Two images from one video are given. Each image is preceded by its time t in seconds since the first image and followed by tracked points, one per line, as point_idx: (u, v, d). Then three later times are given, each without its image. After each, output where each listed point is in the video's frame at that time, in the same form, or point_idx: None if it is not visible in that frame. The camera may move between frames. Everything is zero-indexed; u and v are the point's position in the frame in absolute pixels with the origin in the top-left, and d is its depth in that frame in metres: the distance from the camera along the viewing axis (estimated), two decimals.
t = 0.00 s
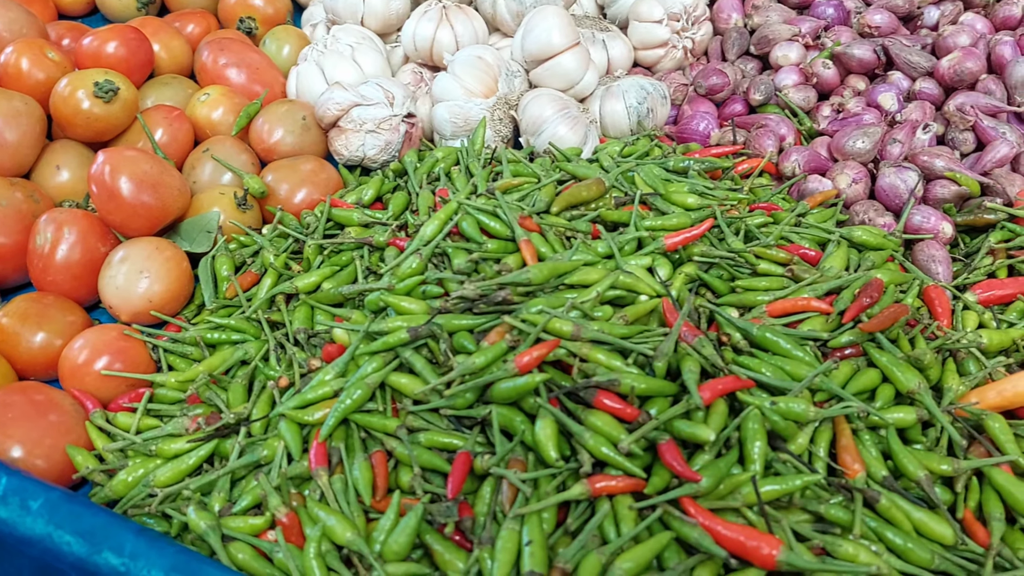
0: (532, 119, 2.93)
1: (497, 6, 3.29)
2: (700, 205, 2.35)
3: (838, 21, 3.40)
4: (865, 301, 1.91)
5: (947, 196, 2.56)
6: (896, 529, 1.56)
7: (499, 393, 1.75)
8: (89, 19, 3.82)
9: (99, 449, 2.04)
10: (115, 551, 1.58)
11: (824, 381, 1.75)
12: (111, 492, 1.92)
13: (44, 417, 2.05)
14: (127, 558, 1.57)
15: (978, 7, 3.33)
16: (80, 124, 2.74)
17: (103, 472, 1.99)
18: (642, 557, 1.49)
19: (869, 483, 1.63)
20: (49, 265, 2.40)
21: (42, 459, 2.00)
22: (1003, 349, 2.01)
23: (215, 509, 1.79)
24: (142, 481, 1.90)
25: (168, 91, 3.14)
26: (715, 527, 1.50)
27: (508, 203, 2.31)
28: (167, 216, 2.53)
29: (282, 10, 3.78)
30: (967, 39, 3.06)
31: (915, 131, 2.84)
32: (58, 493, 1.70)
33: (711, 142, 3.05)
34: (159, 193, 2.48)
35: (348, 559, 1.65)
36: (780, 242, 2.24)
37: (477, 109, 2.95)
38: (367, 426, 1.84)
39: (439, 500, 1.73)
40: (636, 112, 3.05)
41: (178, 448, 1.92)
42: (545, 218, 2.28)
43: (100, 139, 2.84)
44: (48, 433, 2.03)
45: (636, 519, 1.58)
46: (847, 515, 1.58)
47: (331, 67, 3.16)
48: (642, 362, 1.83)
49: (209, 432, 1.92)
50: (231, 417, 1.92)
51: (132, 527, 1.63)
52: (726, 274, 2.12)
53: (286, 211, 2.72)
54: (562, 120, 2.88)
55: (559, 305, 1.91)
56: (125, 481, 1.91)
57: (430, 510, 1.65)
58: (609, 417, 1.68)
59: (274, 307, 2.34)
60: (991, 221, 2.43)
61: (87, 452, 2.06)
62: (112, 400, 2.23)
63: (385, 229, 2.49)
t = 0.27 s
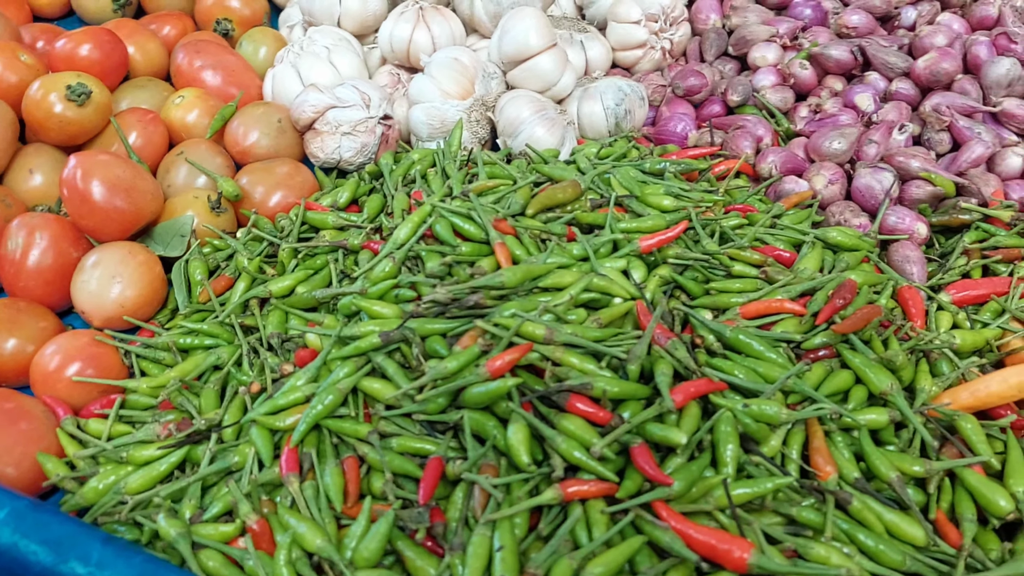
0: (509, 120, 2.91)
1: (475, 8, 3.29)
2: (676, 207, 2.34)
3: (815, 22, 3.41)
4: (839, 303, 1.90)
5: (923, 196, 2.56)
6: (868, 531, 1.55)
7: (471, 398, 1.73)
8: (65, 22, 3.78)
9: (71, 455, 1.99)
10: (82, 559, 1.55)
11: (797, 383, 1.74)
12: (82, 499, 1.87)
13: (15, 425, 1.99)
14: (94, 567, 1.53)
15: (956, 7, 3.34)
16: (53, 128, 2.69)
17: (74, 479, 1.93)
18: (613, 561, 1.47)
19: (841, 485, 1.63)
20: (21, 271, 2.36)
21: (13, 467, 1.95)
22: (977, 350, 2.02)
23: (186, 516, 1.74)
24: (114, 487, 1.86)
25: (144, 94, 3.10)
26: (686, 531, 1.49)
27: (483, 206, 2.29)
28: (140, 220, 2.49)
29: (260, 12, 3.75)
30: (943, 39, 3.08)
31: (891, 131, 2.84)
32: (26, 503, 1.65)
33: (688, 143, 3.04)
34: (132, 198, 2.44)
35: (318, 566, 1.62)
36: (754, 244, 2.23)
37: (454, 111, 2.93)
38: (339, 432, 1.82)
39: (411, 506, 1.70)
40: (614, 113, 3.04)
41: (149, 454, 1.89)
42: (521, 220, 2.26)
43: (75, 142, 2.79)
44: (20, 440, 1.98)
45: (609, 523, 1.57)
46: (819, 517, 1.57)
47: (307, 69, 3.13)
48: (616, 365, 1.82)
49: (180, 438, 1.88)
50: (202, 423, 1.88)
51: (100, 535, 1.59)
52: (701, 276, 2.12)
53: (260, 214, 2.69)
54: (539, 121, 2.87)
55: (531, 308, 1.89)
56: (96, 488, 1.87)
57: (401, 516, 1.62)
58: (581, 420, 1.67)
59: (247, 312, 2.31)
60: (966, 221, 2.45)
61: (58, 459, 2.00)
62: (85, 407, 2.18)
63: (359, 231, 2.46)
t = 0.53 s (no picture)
0: (507, 128, 2.92)
1: (471, 14, 3.28)
2: (676, 214, 2.35)
3: (811, 26, 3.42)
4: (841, 311, 1.95)
5: (922, 201, 2.61)
6: (876, 541, 1.62)
7: (478, 410, 1.74)
8: (60, 29, 3.76)
9: (77, 469, 1.99)
10: None
11: (803, 393, 1.78)
12: (89, 513, 1.87)
13: (21, 438, 1.99)
14: None
15: (950, 10, 3.39)
16: (53, 139, 2.68)
17: (81, 493, 1.94)
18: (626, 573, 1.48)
19: (849, 495, 1.69)
20: (23, 283, 2.34)
21: (19, 481, 1.94)
22: (979, 356, 2.09)
23: (194, 530, 1.74)
24: (121, 501, 1.86)
25: (142, 103, 3.09)
26: (697, 543, 1.53)
27: (485, 215, 2.30)
28: (141, 231, 2.49)
29: (255, 19, 3.74)
30: (938, 43, 3.10)
31: (889, 136, 2.88)
32: (35, 519, 1.64)
33: (685, 149, 3.04)
34: (134, 209, 2.44)
35: None
36: (755, 251, 2.26)
37: (452, 119, 2.92)
38: (347, 444, 1.82)
39: (421, 519, 1.71)
40: (611, 119, 3.05)
41: (157, 468, 1.89)
42: (523, 229, 2.26)
43: (75, 152, 2.78)
44: (24, 455, 1.97)
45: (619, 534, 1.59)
46: (828, 528, 1.62)
47: (305, 77, 3.13)
48: (621, 376, 1.84)
49: (188, 451, 1.88)
50: (209, 436, 1.89)
51: (111, 552, 1.59)
52: (703, 285, 2.13)
53: (261, 224, 2.69)
54: (538, 128, 2.87)
55: (536, 318, 1.90)
56: (104, 502, 1.87)
57: (410, 529, 1.64)
58: (588, 431, 1.68)
59: (250, 323, 2.31)
60: (966, 226, 2.51)
61: (65, 473, 2.00)
62: (90, 420, 2.17)
63: (360, 241, 2.44)
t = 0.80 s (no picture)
0: (516, 137, 2.91)
1: (478, 22, 3.29)
2: (686, 224, 2.36)
3: (816, 33, 3.43)
4: (855, 322, 1.96)
5: (931, 211, 2.62)
6: (893, 555, 1.62)
7: (494, 424, 1.73)
8: (64, 35, 3.75)
9: (89, 484, 1.99)
10: None
11: (818, 406, 1.80)
12: (102, 528, 1.86)
13: (31, 452, 1.99)
14: None
15: (954, 17, 3.41)
16: (60, 148, 2.68)
17: (93, 508, 1.93)
18: None
19: (865, 508, 1.70)
20: (33, 294, 2.34)
21: (31, 496, 1.94)
22: (991, 367, 2.10)
23: (209, 546, 1.74)
24: (134, 516, 1.86)
25: (149, 111, 3.08)
26: (714, 559, 1.53)
27: (496, 225, 2.30)
28: (151, 241, 2.48)
29: (260, 26, 3.73)
30: (944, 51, 3.11)
31: (897, 144, 2.90)
32: (51, 537, 1.64)
33: (693, 156, 3.05)
34: (143, 219, 2.44)
35: None
36: (767, 261, 2.26)
37: (460, 128, 2.93)
38: (361, 458, 1.82)
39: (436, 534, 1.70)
40: (619, 127, 3.04)
41: (169, 482, 1.88)
42: (534, 240, 2.26)
43: (83, 161, 2.77)
44: (36, 469, 1.97)
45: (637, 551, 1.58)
46: (845, 543, 1.63)
47: (312, 85, 3.13)
48: (636, 389, 1.83)
49: (201, 465, 1.87)
50: (222, 450, 1.88)
51: (128, 568, 1.58)
52: (715, 296, 2.14)
53: (270, 233, 2.68)
54: (546, 137, 2.87)
55: (551, 331, 1.90)
56: (117, 517, 1.86)
57: (427, 545, 1.64)
58: (604, 446, 1.68)
59: (260, 334, 2.30)
60: (974, 236, 2.50)
61: (77, 487, 1.99)
62: (101, 433, 2.16)
63: (371, 252, 2.46)
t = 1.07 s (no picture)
0: (520, 148, 2.89)
1: (480, 30, 3.25)
2: (694, 237, 2.35)
3: (821, 42, 3.41)
4: (865, 340, 1.95)
5: (937, 223, 2.60)
6: None
7: (502, 445, 1.71)
8: (61, 42, 3.71)
9: (92, 504, 1.96)
10: None
11: (829, 426, 1.78)
12: (105, 550, 1.84)
13: (32, 472, 1.96)
14: None
15: (959, 25, 3.39)
16: (59, 160, 2.64)
17: (96, 529, 1.91)
18: None
19: (877, 530, 1.68)
20: (32, 309, 2.31)
21: (32, 517, 1.91)
22: (1001, 384, 2.08)
23: (215, 569, 1.72)
24: (138, 537, 1.83)
25: (148, 120, 3.05)
26: None
27: (501, 240, 2.28)
28: (153, 255, 2.46)
29: (260, 33, 3.70)
30: (950, 61, 3.11)
31: (902, 156, 2.88)
32: (57, 562, 1.63)
33: (698, 167, 3.03)
34: (144, 233, 2.41)
35: None
36: (776, 276, 2.25)
37: (464, 139, 2.92)
38: (367, 480, 1.79)
39: (445, 557, 1.68)
40: (623, 137, 3.03)
41: (173, 502, 1.86)
42: (540, 255, 2.24)
43: (82, 172, 2.74)
44: (38, 489, 1.94)
45: None
46: (858, 566, 1.61)
47: (314, 95, 3.11)
48: (646, 409, 1.82)
49: (205, 486, 1.85)
50: (227, 470, 1.85)
51: None
52: (723, 311, 2.12)
53: (273, 247, 2.67)
54: (550, 148, 2.85)
55: (559, 350, 1.89)
56: (120, 538, 1.84)
57: (436, 569, 1.64)
58: (614, 468, 1.66)
59: (264, 349, 2.28)
60: (982, 249, 2.50)
61: (79, 507, 1.97)
62: (102, 451, 2.14)
63: (376, 265, 2.44)
